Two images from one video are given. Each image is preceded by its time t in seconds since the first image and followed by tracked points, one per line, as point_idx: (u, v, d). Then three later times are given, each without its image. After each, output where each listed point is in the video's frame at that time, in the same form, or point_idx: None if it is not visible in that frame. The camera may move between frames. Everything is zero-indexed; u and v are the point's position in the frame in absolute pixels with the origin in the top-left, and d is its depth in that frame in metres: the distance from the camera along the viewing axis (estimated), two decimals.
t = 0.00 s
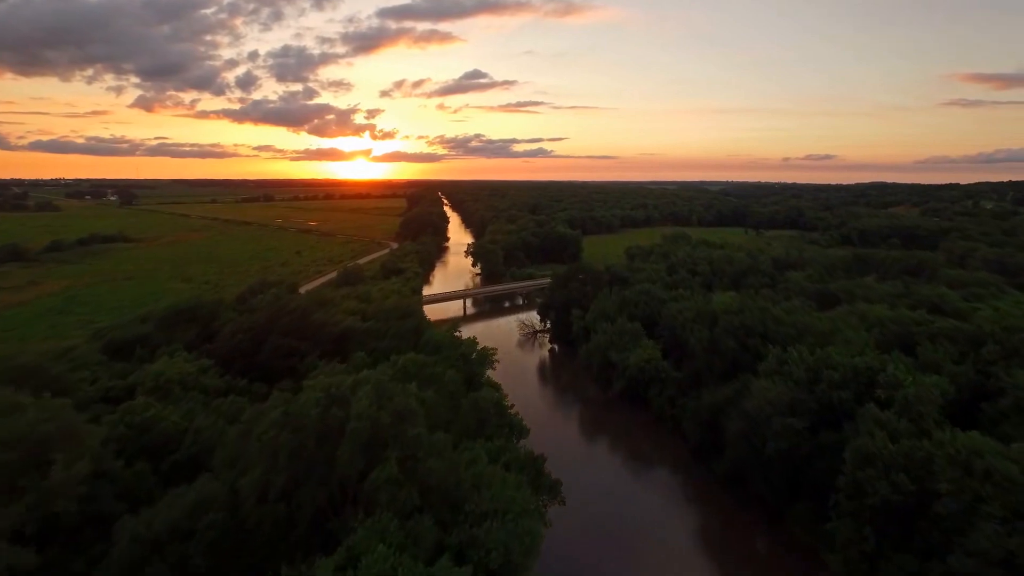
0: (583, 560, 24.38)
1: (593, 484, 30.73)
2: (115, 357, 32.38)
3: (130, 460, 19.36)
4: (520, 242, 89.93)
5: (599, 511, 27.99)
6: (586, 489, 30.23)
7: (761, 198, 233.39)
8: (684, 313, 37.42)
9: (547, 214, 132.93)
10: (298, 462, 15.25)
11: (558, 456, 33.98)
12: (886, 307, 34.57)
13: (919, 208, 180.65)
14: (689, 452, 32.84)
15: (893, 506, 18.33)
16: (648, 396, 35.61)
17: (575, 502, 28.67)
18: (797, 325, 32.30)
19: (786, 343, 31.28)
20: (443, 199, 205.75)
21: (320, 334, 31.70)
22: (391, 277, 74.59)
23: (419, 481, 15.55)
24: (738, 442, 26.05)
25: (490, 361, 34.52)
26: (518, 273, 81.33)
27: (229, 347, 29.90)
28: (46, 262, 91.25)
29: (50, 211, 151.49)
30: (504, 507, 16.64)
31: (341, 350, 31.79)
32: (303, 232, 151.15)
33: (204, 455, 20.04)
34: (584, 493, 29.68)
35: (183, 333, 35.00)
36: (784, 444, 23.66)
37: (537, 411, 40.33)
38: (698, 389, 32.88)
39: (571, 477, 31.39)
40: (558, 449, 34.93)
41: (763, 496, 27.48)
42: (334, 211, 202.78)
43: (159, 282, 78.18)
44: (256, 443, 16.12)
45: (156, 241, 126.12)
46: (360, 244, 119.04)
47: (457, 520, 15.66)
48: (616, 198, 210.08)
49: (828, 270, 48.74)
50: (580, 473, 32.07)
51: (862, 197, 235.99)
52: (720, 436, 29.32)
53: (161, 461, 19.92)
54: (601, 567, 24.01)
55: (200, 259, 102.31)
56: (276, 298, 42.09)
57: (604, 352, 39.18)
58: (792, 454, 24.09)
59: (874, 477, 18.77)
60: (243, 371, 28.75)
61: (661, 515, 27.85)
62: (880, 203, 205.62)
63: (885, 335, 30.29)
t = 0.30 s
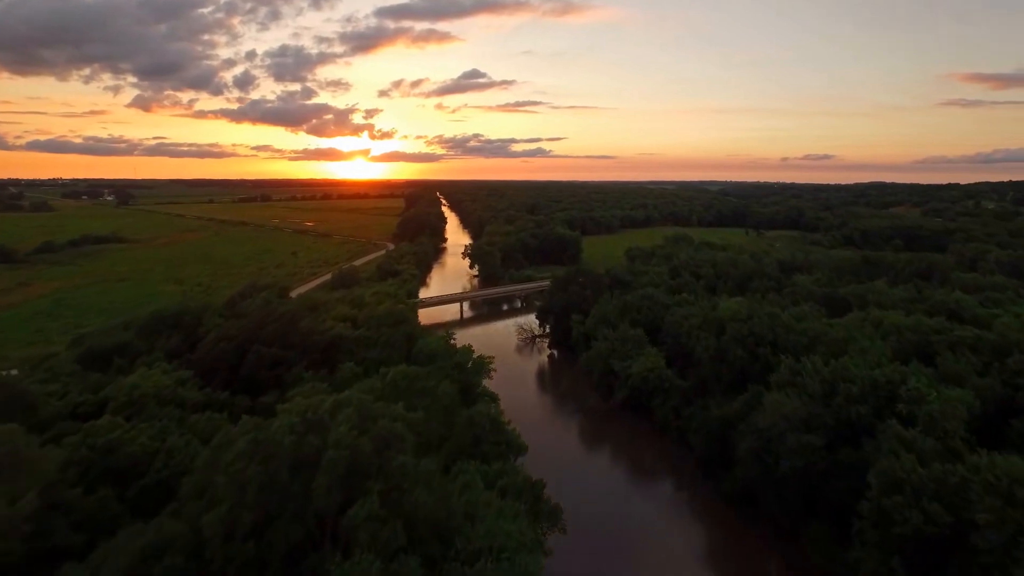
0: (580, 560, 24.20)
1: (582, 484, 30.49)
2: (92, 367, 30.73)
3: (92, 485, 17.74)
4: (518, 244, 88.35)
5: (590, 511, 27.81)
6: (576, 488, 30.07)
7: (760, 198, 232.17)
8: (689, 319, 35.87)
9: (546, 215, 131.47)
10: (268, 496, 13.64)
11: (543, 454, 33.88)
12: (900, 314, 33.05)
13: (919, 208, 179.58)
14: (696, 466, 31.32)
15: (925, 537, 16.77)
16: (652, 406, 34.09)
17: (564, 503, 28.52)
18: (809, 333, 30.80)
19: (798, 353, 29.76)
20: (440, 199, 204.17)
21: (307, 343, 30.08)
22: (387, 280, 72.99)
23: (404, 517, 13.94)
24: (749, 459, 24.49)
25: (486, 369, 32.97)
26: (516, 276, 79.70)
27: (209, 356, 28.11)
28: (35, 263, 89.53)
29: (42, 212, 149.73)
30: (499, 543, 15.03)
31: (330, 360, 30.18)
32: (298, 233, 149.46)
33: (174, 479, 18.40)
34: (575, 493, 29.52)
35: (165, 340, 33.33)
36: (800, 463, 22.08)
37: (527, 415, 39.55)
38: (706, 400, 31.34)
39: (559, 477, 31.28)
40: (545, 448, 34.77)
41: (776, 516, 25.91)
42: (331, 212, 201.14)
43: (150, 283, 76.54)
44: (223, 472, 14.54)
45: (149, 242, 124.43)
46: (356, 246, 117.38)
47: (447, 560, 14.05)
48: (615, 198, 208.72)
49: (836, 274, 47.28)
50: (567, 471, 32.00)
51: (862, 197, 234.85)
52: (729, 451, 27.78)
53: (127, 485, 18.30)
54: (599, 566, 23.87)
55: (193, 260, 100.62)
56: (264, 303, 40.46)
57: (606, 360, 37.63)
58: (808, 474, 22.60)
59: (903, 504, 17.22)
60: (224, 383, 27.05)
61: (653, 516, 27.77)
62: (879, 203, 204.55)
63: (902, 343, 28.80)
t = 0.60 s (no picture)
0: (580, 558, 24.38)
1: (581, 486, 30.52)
2: (69, 377, 29.16)
3: (50, 515, 16.15)
4: (517, 245, 86.74)
5: (589, 511, 27.96)
6: (574, 489, 30.15)
7: (761, 198, 230.95)
8: (697, 326, 34.33)
9: (545, 215, 130.08)
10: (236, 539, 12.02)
11: (540, 453, 34.00)
12: (919, 321, 31.51)
13: (922, 208, 178.22)
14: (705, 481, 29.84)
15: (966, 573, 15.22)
16: (658, 418, 32.56)
17: (562, 503, 28.65)
18: (824, 341, 29.25)
19: (813, 363, 28.23)
20: (439, 199, 202.69)
21: (295, 352, 28.46)
22: (383, 282, 71.39)
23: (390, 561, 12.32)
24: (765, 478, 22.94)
25: (485, 379, 31.44)
26: (516, 278, 78.21)
27: (190, 366, 26.52)
28: (26, 264, 87.98)
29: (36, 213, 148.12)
30: None
31: (320, 371, 28.62)
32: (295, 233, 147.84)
33: (143, 508, 16.82)
34: (574, 492, 29.64)
35: (147, 348, 31.73)
36: (821, 484, 20.52)
37: (524, 419, 38.71)
38: (715, 413, 29.79)
39: (556, 476, 31.40)
40: (542, 447, 34.85)
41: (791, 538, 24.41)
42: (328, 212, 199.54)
43: (141, 286, 74.99)
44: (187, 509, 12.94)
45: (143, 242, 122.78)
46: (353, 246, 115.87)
47: None
48: (615, 198, 207.34)
49: (846, 277, 45.75)
50: (565, 471, 32.10)
51: (863, 197, 233.60)
52: (741, 468, 26.26)
53: (91, 514, 16.74)
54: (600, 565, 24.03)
55: (187, 261, 99.02)
56: (253, 308, 38.86)
57: (609, 368, 36.09)
58: (830, 495, 21.08)
59: (943, 537, 15.65)
60: (206, 396, 25.47)
61: (654, 520, 27.60)
62: (881, 203, 203.30)
63: (924, 353, 27.28)
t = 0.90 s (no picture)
0: (576, 557, 24.46)
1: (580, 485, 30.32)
2: (45, 388, 27.58)
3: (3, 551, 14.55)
4: (517, 246, 85.21)
5: (587, 511, 27.95)
6: (573, 488, 30.03)
7: (762, 198, 229.59)
8: (706, 332, 32.80)
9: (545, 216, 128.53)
10: None
11: (537, 450, 33.88)
12: (939, 327, 30.04)
13: (924, 208, 177.01)
14: (717, 497, 28.39)
15: None
16: (666, 430, 31.08)
17: (560, 500, 28.65)
18: (842, 350, 27.74)
19: (832, 374, 26.69)
20: (438, 199, 201.28)
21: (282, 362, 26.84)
22: (380, 285, 69.80)
23: None
24: (785, 500, 21.37)
25: (484, 389, 29.93)
26: (516, 280, 76.64)
27: (171, 378, 24.90)
28: (16, 266, 86.22)
29: (30, 214, 146.53)
30: None
31: (309, 382, 27.04)
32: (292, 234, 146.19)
33: (107, 540, 15.21)
34: (574, 492, 29.53)
35: (128, 356, 30.09)
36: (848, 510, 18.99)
37: (521, 422, 37.90)
38: (728, 426, 28.25)
39: (554, 474, 31.31)
40: (539, 444, 34.70)
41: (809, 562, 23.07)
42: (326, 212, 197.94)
43: (133, 289, 73.27)
44: (149, 556, 11.38)
45: (139, 243, 121.14)
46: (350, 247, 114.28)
47: None
48: (615, 198, 205.81)
49: (858, 281, 44.25)
50: (563, 469, 31.95)
51: (864, 197, 232.32)
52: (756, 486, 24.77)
53: (49, 547, 15.15)
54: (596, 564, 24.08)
55: (181, 263, 97.38)
56: (243, 313, 37.27)
57: (614, 376, 34.55)
58: (857, 519, 19.59)
59: None
60: (188, 410, 23.87)
61: (655, 521, 27.59)
62: (883, 204, 202.09)
63: (948, 362, 25.79)
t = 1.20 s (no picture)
0: (572, 557, 24.35)
1: (578, 487, 30.00)
2: (19, 401, 26.05)
3: None
4: (518, 247, 83.63)
5: (586, 512, 27.75)
6: (572, 488, 29.77)
7: (763, 198, 228.01)
8: (717, 340, 31.27)
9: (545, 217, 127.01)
10: None
11: (534, 450, 33.71)
12: (963, 335, 28.57)
13: (927, 208, 175.69)
14: (732, 516, 26.80)
15: None
16: (675, 442, 29.59)
17: (558, 501, 28.51)
18: (862, 361, 26.23)
19: (854, 388, 25.10)
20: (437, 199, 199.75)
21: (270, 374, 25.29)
22: (378, 288, 68.28)
23: None
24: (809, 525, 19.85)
25: (484, 401, 28.41)
26: (516, 282, 75.09)
27: (150, 391, 23.30)
28: (7, 268, 84.61)
29: (25, 215, 144.93)
30: None
31: (299, 395, 25.47)
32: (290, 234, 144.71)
33: None
34: (575, 492, 29.41)
35: (108, 366, 28.48)
36: (880, 539, 17.48)
37: (517, 425, 37.47)
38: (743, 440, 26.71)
39: (552, 474, 31.18)
40: (535, 445, 34.51)
41: None
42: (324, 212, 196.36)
43: (125, 291, 71.69)
44: None
45: (134, 244, 119.56)
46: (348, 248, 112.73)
47: None
48: (616, 197, 204.38)
49: (871, 285, 42.71)
50: (561, 470, 31.74)
51: (866, 197, 230.92)
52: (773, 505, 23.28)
53: None
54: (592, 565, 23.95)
55: (176, 265, 95.83)
56: (232, 319, 35.72)
57: (620, 385, 33.05)
58: (888, 548, 18.09)
59: None
60: (167, 427, 22.31)
61: (656, 522, 27.44)
62: (885, 204, 200.67)
63: (977, 374, 24.30)
